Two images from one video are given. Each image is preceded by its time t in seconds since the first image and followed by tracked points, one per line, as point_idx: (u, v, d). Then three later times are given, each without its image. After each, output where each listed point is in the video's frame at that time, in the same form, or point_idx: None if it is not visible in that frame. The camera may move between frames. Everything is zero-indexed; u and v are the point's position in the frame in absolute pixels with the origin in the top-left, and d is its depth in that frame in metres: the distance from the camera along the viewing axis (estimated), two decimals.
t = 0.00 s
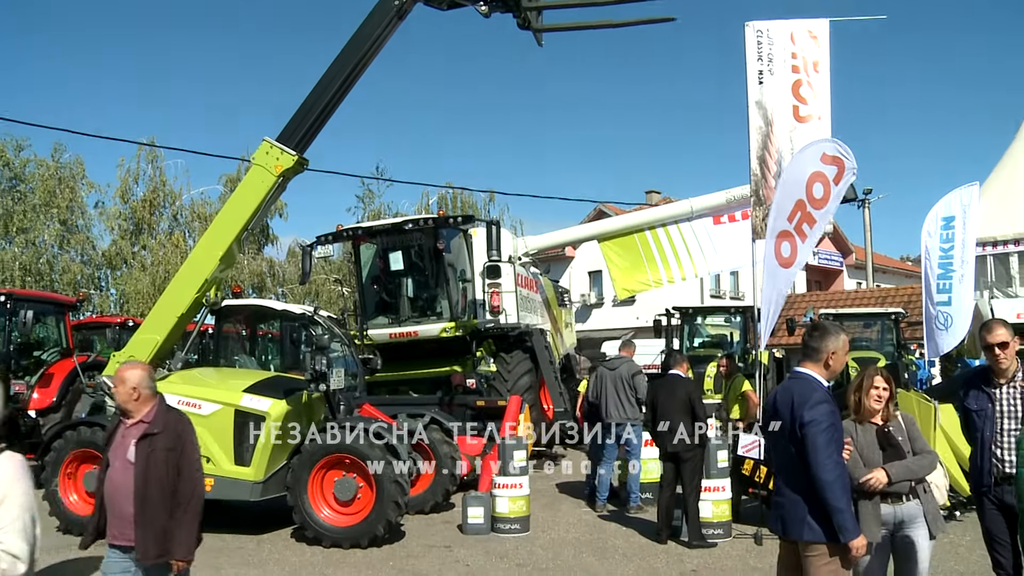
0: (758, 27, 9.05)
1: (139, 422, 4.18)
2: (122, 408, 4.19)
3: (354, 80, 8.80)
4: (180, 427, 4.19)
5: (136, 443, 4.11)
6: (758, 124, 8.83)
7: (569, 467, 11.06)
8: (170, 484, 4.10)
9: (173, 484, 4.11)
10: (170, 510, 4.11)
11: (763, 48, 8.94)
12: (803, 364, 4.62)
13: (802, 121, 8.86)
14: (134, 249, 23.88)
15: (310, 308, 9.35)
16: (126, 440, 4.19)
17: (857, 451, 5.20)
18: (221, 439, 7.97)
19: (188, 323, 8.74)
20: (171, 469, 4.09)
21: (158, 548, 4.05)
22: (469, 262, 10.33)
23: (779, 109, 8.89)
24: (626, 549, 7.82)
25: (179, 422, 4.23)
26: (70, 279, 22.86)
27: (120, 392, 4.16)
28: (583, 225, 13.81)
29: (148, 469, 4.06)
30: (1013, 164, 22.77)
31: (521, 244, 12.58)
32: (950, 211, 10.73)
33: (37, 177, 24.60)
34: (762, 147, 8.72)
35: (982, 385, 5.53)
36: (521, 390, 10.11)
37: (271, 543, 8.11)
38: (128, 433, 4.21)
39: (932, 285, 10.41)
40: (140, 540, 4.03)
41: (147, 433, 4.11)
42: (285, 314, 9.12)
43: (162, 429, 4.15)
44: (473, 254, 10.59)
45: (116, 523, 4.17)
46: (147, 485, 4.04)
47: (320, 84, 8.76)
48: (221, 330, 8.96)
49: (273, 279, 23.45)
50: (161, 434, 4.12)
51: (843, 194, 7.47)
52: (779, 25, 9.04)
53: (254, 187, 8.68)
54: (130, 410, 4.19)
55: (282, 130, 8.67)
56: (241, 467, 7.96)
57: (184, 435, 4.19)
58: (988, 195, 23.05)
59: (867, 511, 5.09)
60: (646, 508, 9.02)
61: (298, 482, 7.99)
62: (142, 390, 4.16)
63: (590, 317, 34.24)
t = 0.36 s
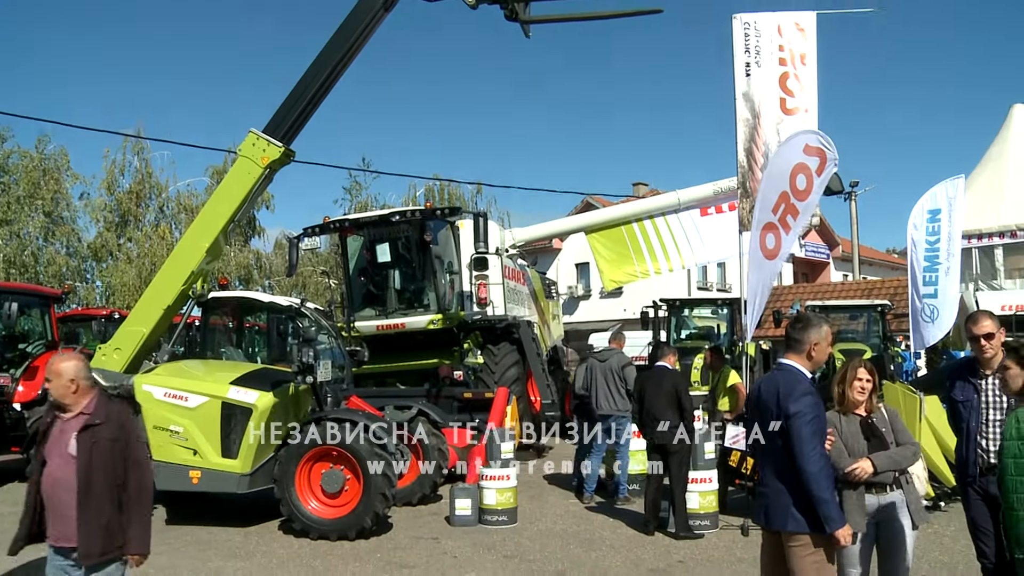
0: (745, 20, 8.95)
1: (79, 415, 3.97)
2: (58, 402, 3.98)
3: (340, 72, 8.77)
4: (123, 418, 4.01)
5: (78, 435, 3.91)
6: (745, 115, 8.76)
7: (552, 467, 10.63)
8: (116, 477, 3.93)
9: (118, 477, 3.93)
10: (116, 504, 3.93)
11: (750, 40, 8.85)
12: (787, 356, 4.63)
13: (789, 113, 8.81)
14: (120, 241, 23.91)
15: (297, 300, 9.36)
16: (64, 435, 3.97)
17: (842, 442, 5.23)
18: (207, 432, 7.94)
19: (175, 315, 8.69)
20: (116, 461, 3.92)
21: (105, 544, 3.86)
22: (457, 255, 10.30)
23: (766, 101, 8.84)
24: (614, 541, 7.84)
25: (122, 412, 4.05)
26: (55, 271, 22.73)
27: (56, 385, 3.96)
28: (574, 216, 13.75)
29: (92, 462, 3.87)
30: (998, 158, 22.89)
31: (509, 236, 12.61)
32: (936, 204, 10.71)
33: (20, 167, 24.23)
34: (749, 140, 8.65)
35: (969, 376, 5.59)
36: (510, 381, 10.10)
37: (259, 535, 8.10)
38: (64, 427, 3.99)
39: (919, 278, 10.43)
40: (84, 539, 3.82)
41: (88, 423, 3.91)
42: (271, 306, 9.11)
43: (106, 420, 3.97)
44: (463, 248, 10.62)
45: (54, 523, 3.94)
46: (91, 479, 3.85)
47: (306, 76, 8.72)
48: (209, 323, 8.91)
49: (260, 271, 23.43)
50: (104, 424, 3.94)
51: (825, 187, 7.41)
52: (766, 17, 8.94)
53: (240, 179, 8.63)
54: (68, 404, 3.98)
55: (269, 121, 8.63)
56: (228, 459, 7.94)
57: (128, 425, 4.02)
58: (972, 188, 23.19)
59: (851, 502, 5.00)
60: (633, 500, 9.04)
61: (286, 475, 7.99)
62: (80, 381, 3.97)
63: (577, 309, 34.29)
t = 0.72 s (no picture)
0: (736, 12, 8.78)
1: (29, 418, 3.68)
2: (8, 404, 3.69)
3: (331, 64, 8.74)
4: (76, 422, 3.69)
5: (26, 439, 3.62)
6: (735, 109, 8.67)
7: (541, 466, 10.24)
8: (66, 484, 3.61)
9: (68, 484, 3.61)
10: (66, 514, 3.62)
11: (741, 32, 8.72)
12: (767, 349, 4.63)
13: (779, 106, 8.79)
14: (109, 233, 24.09)
15: (287, 292, 9.13)
16: (13, 439, 3.69)
17: (833, 433, 5.25)
18: (198, 425, 7.93)
19: (164, 307, 8.68)
20: (65, 469, 3.60)
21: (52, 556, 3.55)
22: (447, 247, 10.36)
23: (757, 93, 8.78)
24: (604, 533, 7.85)
25: (76, 416, 3.72)
26: (45, 264, 22.72)
27: (6, 386, 3.67)
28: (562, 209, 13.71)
29: (39, 468, 3.58)
30: (987, 151, 22.93)
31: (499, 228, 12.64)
32: (926, 197, 10.73)
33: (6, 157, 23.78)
34: (740, 132, 8.67)
35: (958, 368, 5.60)
36: (500, 373, 10.10)
37: (249, 528, 8.10)
38: (14, 430, 3.71)
39: (909, 269, 10.40)
40: (29, 550, 3.54)
41: (36, 428, 3.61)
42: (261, 298, 8.91)
43: (56, 424, 3.65)
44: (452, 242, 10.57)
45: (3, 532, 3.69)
46: (38, 486, 3.56)
47: (296, 68, 8.69)
48: (199, 316, 8.96)
49: (250, 264, 23.42)
50: (53, 429, 3.63)
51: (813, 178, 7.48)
52: (757, 9, 8.79)
53: (229, 171, 8.59)
54: (19, 406, 3.69)
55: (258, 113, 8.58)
56: (219, 453, 7.93)
57: (81, 430, 3.69)
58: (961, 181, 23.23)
59: (844, 493, 5.16)
60: (624, 493, 9.05)
61: (276, 468, 7.98)
62: (31, 381, 3.67)
63: (568, 302, 34.31)
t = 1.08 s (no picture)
0: (722, 8, 8.84)
1: None
2: None
3: (316, 59, 8.70)
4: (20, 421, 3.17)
5: None
6: (720, 104, 8.69)
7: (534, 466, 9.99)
8: None
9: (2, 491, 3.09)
10: None
11: (726, 28, 8.78)
12: (745, 343, 4.67)
13: (765, 102, 8.76)
14: (92, 228, 23.94)
15: (273, 287, 9.12)
16: None
17: (816, 428, 5.30)
18: (183, 420, 7.90)
19: (148, 303, 8.61)
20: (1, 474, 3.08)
21: None
22: (433, 242, 10.39)
23: (742, 89, 8.78)
24: (589, 528, 7.87)
25: (18, 414, 3.19)
26: (26, 259, 22.57)
27: None
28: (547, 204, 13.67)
29: None
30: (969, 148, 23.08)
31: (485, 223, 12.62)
32: (909, 193, 10.75)
33: None
34: (725, 127, 8.60)
35: (940, 362, 5.70)
36: (485, 369, 10.07)
37: (233, 524, 8.07)
38: None
39: (891, 265, 10.49)
40: None
41: None
42: (247, 293, 8.93)
43: None
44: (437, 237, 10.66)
45: None
46: None
47: (282, 62, 8.65)
48: (183, 311, 8.86)
49: (234, 259, 23.37)
50: None
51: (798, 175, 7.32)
52: (743, 4, 8.81)
53: (214, 166, 8.56)
54: None
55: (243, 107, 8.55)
56: (204, 449, 7.90)
57: (24, 430, 3.17)
58: (944, 178, 23.33)
59: (828, 487, 5.16)
60: (609, 487, 9.06)
61: (261, 464, 7.96)
62: None
63: (554, 297, 34.33)
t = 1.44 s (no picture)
0: (702, 5, 8.81)
1: None
2: None
3: (297, 55, 8.64)
4: None
5: None
6: (701, 102, 8.63)
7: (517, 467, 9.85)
8: None
9: None
10: None
11: (708, 26, 8.74)
12: (725, 339, 4.68)
13: (746, 99, 8.78)
14: (71, 225, 23.79)
15: (254, 284, 9.07)
16: None
17: (792, 424, 5.37)
18: (162, 418, 7.86)
19: (127, 300, 8.56)
20: None
21: None
22: (414, 240, 10.45)
23: (723, 86, 8.74)
24: (570, 524, 7.88)
25: None
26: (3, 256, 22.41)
27: None
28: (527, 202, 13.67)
29: None
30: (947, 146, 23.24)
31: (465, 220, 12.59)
32: (889, 190, 10.80)
33: None
34: (706, 125, 8.53)
35: (920, 359, 5.82)
36: (466, 365, 10.16)
37: (214, 522, 8.04)
38: None
39: (871, 261, 10.54)
40: None
41: None
42: (227, 291, 8.84)
43: None
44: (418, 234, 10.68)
45: None
46: None
47: (262, 58, 8.59)
48: (163, 308, 8.80)
49: (214, 256, 23.32)
50: None
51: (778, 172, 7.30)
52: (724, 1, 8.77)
53: (194, 163, 8.50)
54: None
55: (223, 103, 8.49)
56: (184, 446, 7.87)
57: None
58: (922, 176, 23.49)
59: (805, 482, 5.19)
60: (590, 484, 9.07)
61: (241, 462, 7.94)
62: None
63: (536, 293, 34.35)
